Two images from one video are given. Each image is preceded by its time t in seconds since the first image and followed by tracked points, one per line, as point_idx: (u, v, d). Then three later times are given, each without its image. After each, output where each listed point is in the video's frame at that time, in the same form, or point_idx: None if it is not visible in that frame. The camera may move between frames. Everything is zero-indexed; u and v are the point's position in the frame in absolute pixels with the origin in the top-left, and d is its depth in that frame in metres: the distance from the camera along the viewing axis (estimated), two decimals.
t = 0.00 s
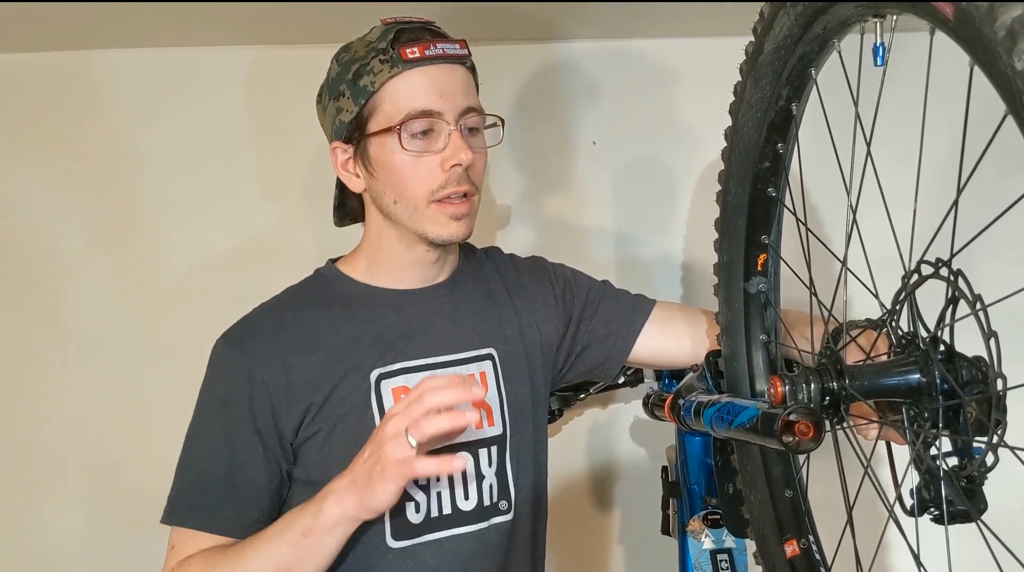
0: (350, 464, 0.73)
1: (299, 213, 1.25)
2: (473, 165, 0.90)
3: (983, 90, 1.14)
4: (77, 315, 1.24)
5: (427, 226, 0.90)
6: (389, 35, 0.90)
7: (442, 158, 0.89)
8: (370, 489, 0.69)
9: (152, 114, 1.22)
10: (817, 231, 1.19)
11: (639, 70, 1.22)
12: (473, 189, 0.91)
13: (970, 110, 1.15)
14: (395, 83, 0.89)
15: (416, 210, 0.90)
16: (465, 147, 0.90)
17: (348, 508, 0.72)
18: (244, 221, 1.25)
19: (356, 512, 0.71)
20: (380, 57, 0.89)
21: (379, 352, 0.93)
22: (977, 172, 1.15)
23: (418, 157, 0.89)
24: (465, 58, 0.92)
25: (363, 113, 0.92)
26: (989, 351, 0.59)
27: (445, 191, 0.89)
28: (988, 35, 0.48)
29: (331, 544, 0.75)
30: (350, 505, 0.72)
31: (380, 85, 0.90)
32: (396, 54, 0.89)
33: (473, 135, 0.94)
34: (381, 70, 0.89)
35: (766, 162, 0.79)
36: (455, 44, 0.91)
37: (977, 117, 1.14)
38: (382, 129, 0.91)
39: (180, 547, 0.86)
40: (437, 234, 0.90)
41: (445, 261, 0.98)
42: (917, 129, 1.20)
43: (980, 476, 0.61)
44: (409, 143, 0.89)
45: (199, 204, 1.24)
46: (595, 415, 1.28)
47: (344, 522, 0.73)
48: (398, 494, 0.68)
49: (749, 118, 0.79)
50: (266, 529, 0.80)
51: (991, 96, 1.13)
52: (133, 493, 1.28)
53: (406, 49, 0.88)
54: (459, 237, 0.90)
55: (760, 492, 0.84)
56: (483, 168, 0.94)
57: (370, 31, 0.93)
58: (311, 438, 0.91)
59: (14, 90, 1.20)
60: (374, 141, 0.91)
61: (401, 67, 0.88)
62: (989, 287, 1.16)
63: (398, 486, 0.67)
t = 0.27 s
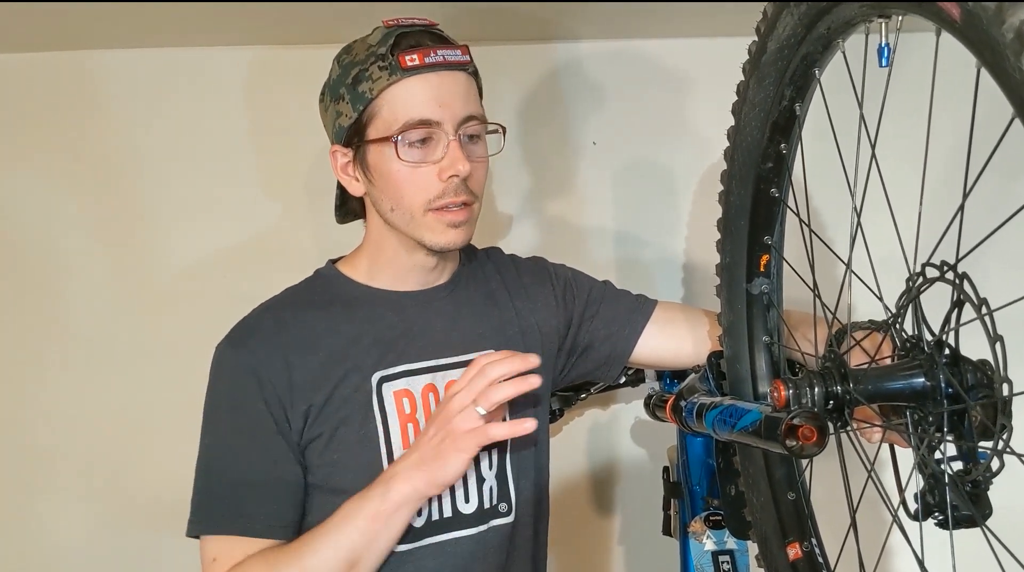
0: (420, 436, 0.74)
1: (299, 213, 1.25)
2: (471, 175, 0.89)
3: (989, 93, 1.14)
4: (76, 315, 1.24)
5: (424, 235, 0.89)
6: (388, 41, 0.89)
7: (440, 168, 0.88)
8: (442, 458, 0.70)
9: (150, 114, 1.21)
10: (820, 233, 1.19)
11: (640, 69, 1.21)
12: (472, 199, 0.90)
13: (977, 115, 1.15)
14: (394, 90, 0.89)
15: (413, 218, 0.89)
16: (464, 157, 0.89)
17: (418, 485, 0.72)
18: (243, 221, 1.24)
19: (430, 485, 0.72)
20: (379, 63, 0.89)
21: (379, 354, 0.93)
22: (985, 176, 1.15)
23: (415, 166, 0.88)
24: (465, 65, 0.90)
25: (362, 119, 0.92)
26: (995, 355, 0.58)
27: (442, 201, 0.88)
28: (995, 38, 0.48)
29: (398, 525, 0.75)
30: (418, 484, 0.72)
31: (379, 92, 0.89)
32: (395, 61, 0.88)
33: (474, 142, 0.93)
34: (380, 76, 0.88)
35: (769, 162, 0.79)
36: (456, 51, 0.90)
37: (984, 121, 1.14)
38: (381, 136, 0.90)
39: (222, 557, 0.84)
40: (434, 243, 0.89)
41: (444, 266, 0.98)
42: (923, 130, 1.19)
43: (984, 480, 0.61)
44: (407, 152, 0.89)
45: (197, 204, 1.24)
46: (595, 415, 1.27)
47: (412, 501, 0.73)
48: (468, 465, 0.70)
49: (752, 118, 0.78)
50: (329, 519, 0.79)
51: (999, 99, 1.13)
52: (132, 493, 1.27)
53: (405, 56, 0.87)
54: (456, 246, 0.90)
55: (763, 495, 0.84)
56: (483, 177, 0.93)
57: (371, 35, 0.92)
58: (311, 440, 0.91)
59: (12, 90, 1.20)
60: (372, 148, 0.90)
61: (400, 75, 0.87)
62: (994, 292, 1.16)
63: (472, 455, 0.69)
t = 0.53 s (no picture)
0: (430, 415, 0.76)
1: (300, 213, 1.25)
2: (471, 185, 0.88)
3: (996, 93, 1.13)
4: (77, 315, 1.24)
5: (425, 243, 0.89)
6: (389, 47, 0.88)
7: (440, 177, 0.87)
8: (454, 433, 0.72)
9: (151, 114, 1.21)
10: (824, 234, 1.18)
11: (643, 68, 1.21)
12: (473, 207, 0.90)
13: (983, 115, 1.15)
14: (394, 98, 0.88)
15: (413, 226, 0.89)
16: (464, 166, 0.88)
17: (430, 463, 0.74)
18: (245, 220, 1.24)
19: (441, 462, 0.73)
20: (379, 70, 0.88)
21: (381, 354, 0.93)
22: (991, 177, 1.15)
23: (415, 176, 0.88)
24: (467, 72, 0.89)
25: (363, 125, 0.91)
26: (999, 357, 0.58)
27: (442, 210, 0.88)
28: (1005, 41, 0.47)
29: (410, 505, 0.76)
30: (429, 460, 0.74)
31: (379, 99, 0.88)
32: (396, 69, 0.87)
33: (475, 149, 0.92)
34: (380, 84, 0.88)
35: (772, 162, 0.78)
36: (457, 57, 0.89)
37: (991, 123, 1.14)
38: (382, 144, 0.90)
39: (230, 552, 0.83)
40: (434, 252, 0.89)
41: (446, 269, 0.97)
42: (928, 130, 1.19)
43: (989, 482, 0.60)
44: (407, 161, 0.88)
45: (199, 203, 1.23)
46: (597, 414, 1.27)
47: (424, 480, 0.74)
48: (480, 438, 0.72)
49: (756, 118, 0.77)
50: (339, 506, 0.79)
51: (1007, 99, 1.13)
52: (134, 493, 1.27)
53: (406, 64, 0.86)
54: (456, 254, 0.90)
55: (765, 495, 0.84)
56: (485, 184, 0.92)
57: (373, 39, 0.91)
58: (312, 441, 0.91)
59: (13, 89, 1.19)
60: (373, 155, 0.90)
61: (400, 83, 0.87)
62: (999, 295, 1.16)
63: (483, 428, 0.71)
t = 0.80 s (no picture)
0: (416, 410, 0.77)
1: (301, 212, 1.25)
2: (476, 204, 0.89)
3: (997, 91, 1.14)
4: (77, 314, 1.24)
5: (425, 255, 0.90)
6: (400, 60, 0.88)
7: (445, 194, 0.88)
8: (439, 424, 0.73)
9: (152, 114, 1.21)
10: (826, 233, 1.18)
11: (644, 67, 1.22)
12: (475, 224, 0.90)
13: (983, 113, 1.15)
14: (403, 112, 0.88)
15: (415, 238, 0.90)
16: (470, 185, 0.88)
17: (419, 457, 0.74)
18: (245, 220, 1.24)
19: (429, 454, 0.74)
20: (389, 83, 0.88)
21: (381, 353, 0.93)
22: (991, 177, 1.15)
23: (420, 191, 0.88)
24: (478, 91, 0.89)
25: (370, 134, 0.91)
26: (999, 355, 0.59)
27: (445, 226, 0.88)
28: (1007, 41, 0.47)
29: (400, 501, 0.76)
30: (418, 454, 0.74)
31: (388, 113, 0.88)
32: (407, 84, 0.87)
33: (482, 165, 0.92)
34: (390, 98, 0.88)
35: (773, 160, 0.79)
36: (469, 75, 0.89)
37: (990, 123, 1.15)
38: (388, 155, 0.90)
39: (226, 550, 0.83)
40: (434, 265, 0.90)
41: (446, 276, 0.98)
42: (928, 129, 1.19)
43: (988, 480, 0.61)
44: (413, 176, 0.88)
45: (199, 203, 1.24)
46: (597, 414, 1.27)
47: (414, 474, 0.75)
48: (467, 429, 0.73)
49: (757, 116, 0.78)
50: (331, 503, 0.79)
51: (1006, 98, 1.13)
52: (134, 491, 1.27)
53: (416, 80, 0.86)
54: (455, 269, 0.90)
55: (765, 492, 0.84)
56: (488, 201, 0.93)
57: (384, 47, 0.91)
58: (313, 439, 0.91)
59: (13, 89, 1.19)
60: (379, 166, 0.90)
61: (409, 99, 0.87)
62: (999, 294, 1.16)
63: (469, 418, 0.72)
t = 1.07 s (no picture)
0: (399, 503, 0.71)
1: (302, 212, 1.25)
2: (476, 193, 0.89)
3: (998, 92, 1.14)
4: (78, 314, 1.24)
5: (426, 246, 0.90)
6: (401, 52, 0.88)
7: (445, 184, 0.88)
8: (433, 519, 0.67)
9: (153, 113, 1.22)
10: (827, 232, 1.19)
11: (643, 68, 1.22)
12: (475, 214, 0.90)
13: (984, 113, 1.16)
14: (405, 103, 0.88)
15: (416, 229, 0.90)
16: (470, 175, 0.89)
17: (397, 549, 0.70)
18: (246, 219, 1.25)
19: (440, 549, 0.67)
20: (391, 74, 0.88)
21: (382, 352, 0.93)
22: (992, 177, 1.16)
23: (421, 182, 0.89)
24: (478, 82, 0.90)
25: (372, 126, 0.92)
26: (999, 354, 0.59)
27: (445, 216, 0.89)
28: (1009, 42, 0.48)
29: None
30: (399, 546, 0.69)
31: (389, 104, 0.89)
32: (407, 75, 0.87)
33: (482, 156, 0.92)
34: (391, 89, 0.88)
35: (774, 158, 0.79)
36: (469, 66, 0.89)
37: (990, 124, 1.16)
38: (390, 146, 0.90)
39: (227, 556, 0.84)
40: (435, 256, 0.90)
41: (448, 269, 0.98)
42: (928, 128, 1.20)
43: (988, 478, 0.61)
44: (414, 166, 0.89)
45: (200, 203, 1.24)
46: (598, 414, 1.27)
47: (393, 562, 0.71)
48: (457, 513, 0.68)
49: (758, 114, 0.78)
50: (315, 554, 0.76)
51: (1006, 98, 1.13)
52: (136, 490, 1.27)
53: (417, 70, 0.87)
54: (457, 260, 0.90)
55: (765, 490, 0.84)
56: (489, 193, 0.93)
57: (386, 41, 0.92)
58: (314, 437, 0.91)
59: (15, 89, 1.20)
60: (380, 157, 0.91)
61: (410, 90, 0.87)
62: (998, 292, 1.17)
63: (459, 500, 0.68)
